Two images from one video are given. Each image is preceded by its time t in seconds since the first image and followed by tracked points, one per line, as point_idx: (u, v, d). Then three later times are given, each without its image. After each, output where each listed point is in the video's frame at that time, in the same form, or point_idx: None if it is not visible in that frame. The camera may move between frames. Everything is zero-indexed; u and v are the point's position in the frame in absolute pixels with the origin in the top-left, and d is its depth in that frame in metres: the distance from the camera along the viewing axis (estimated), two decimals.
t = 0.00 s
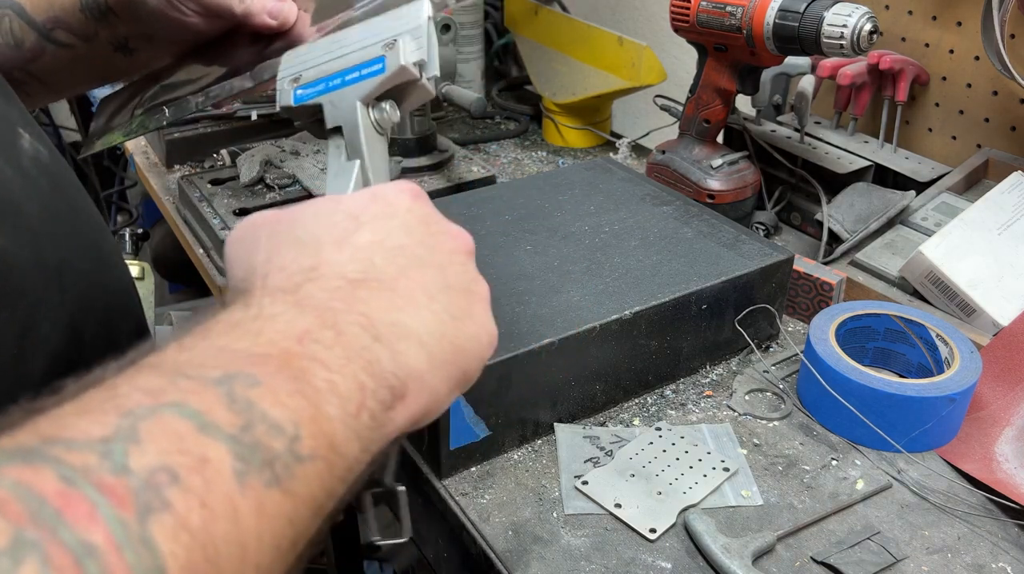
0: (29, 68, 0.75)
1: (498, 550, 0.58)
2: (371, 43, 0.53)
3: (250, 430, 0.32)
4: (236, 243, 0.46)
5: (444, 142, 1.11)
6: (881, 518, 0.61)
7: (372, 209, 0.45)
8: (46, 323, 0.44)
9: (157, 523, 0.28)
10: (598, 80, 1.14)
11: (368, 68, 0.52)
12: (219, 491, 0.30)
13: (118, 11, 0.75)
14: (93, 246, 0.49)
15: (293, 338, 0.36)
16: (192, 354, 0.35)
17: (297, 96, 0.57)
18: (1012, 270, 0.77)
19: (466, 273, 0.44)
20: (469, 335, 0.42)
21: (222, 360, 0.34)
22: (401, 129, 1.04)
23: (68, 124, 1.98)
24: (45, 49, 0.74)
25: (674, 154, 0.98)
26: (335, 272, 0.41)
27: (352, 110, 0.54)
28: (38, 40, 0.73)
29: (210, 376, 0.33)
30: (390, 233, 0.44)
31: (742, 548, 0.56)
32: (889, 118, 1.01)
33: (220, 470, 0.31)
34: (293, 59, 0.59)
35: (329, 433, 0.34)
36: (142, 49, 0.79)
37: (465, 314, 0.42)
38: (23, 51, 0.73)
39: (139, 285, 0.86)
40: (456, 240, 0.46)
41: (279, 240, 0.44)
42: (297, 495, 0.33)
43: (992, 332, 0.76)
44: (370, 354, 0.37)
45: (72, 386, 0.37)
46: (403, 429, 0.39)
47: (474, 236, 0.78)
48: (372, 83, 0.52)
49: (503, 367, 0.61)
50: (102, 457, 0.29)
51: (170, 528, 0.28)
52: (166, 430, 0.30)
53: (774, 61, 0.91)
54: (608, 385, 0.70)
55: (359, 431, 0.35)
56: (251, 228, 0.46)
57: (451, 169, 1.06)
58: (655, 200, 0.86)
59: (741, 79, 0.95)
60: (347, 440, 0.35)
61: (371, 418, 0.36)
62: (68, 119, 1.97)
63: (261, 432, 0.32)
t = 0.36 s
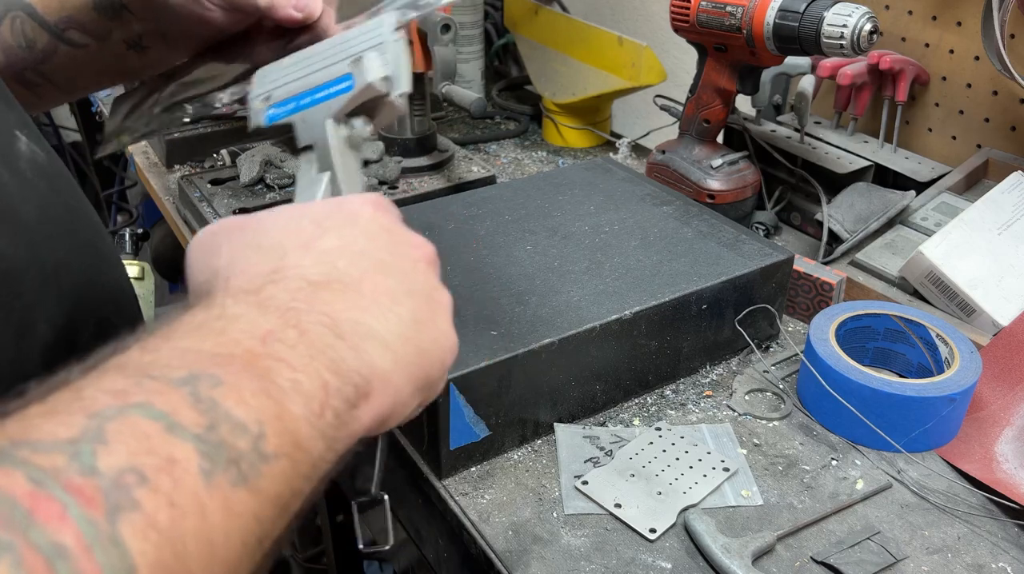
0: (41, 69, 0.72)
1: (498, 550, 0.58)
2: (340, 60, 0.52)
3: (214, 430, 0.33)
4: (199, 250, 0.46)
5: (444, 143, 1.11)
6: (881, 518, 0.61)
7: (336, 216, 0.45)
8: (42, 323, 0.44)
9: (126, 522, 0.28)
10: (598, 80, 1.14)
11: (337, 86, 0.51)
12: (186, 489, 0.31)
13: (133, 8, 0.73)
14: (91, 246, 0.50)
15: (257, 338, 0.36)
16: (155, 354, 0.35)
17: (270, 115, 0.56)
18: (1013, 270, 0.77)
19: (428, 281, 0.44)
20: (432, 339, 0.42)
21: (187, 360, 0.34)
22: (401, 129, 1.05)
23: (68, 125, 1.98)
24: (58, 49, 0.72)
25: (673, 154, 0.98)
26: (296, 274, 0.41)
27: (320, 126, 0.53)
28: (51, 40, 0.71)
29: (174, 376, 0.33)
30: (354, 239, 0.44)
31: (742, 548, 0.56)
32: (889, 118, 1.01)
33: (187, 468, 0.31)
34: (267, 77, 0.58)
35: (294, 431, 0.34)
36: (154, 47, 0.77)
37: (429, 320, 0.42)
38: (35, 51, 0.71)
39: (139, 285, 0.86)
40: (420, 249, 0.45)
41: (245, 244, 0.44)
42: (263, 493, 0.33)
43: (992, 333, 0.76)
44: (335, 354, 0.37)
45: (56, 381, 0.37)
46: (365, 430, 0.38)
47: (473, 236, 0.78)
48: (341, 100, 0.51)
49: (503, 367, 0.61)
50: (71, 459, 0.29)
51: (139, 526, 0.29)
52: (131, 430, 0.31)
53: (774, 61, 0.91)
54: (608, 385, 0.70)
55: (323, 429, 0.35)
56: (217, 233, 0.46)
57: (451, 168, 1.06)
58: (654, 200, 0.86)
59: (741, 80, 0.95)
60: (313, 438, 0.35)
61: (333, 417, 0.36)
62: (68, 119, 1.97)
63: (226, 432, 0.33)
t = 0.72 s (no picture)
0: (60, 69, 0.75)
1: (498, 550, 0.58)
2: (336, 80, 0.53)
3: (212, 449, 0.33)
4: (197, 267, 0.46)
5: (444, 142, 1.11)
6: (881, 518, 0.61)
7: (327, 235, 0.45)
8: (44, 326, 0.44)
9: (131, 539, 0.29)
10: (598, 80, 1.14)
11: (331, 103, 0.52)
12: (187, 506, 0.32)
13: (150, 9, 0.75)
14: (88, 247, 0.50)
15: (250, 360, 0.37)
16: (156, 373, 0.36)
17: (263, 128, 0.56)
18: (1013, 270, 0.77)
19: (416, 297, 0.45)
20: (419, 356, 0.43)
21: (185, 383, 0.35)
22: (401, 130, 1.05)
23: (68, 125, 1.99)
24: (76, 49, 0.75)
25: (673, 154, 0.98)
26: (289, 294, 0.41)
27: (313, 142, 0.53)
28: (70, 41, 0.74)
29: (175, 397, 0.34)
30: (345, 257, 0.44)
31: (742, 548, 0.56)
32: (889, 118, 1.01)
33: (187, 487, 0.32)
34: (263, 93, 0.58)
35: (283, 448, 0.35)
36: (173, 47, 0.78)
37: (415, 337, 0.43)
38: (54, 52, 0.73)
39: (139, 285, 0.86)
40: (409, 266, 0.46)
41: (238, 265, 0.44)
42: (257, 509, 0.34)
43: (992, 333, 0.76)
44: (322, 373, 0.38)
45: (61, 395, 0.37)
46: (352, 446, 0.40)
47: (473, 236, 0.78)
48: (334, 117, 0.52)
49: (503, 367, 0.61)
50: (80, 477, 0.30)
51: (144, 543, 0.30)
52: (137, 449, 0.32)
53: (774, 61, 0.91)
54: (609, 385, 0.70)
55: (311, 449, 0.36)
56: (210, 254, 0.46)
57: (451, 168, 1.06)
58: (654, 200, 0.86)
59: (741, 79, 0.96)
60: (303, 457, 0.36)
61: (321, 435, 0.37)
62: (69, 119, 1.98)
63: (223, 451, 0.34)
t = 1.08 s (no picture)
0: (90, 68, 0.77)
1: (498, 550, 0.58)
2: (331, 101, 0.53)
3: (218, 456, 0.34)
4: (191, 279, 0.46)
5: (444, 142, 1.10)
6: (881, 518, 0.61)
7: (323, 250, 0.45)
8: (48, 324, 0.45)
9: (144, 543, 0.30)
10: (598, 79, 1.14)
11: (327, 124, 0.52)
12: (195, 511, 0.32)
13: (186, 11, 0.76)
14: (94, 247, 0.51)
15: (253, 367, 0.38)
16: (160, 383, 0.37)
17: (262, 148, 0.56)
18: (1013, 270, 0.77)
19: (406, 314, 0.45)
20: (410, 370, 0.43)
21: (191, 389, 0.36)
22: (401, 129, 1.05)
23: (69, 125, 1.99)
24: (107, 50, 0.76)
25: (673, 154, 0.98)
26: (288, 305, 0.42)
27: (310, 163, 0.53)
28: (101, 41, 0.76)
29: (182, 404, 0.35)
30: (340, 273, 0.44)
31: (742, 548, 0.56)
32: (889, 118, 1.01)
33: (196, 492, 0.33)
34: (261, 110, 0.58)
35: (285, 455, 0.36)
36: (206, 46, 0.79)
37: (409, 350, 0.43)
38: (83, 53, 0.75)
39: (139, 285, 0.86)
40: (398, 285, 0.46)
41: (236, 276, 0.44)
42: (260, 513, 0.35)
43: (992, 332, 0.76)
44: (322, 382, 0.39)
45: (66, 405, 0.38)
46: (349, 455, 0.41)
47: (473, 236, 0.78)
48: (329, 139, 0.52)
49: (503, 367, 0.61)
50: (94, 482, 0.31)
51: (156, 547, 0.30)
52: (149, 455, 0.32)
53: (774, 61, 0.91)
54: (609, 385, 0.70)
55: (311, 455, 0.38)
56: (210, 260, 0.46)
57: (451, 168, 1.06)
58: (654, 200, 0.86)
59: (741, 79, 0.95)
60: (302, 463, 0.37)
61: (321, 442, 0.38)
62: (69, 120, 1.98)
63: (229, 457, 0.34)
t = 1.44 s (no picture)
0: (139, 64, 0.74)
1: (498, 550, 0.58)
2: (375, 110, 0.53)
3: (259, 462, 0.35)
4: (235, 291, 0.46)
5: (444, 142, 1.11)
6: (881, 518, 0.61)
7: (354, 259, 0.45)
8: (49, 324, 0.46)
9: (195, 540, 0.31)
10: (598, 80, 1.14)
11: (368, 130, 0.52)
12: (240, 513, 0.33)
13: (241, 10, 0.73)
14: (97, 245, 0.51)
15: (288, 381, 0.38)
16: (210, 392, 0.37)
17: (300, 148, 0.55)
18: (1013, 270, 0.77)
19: (435, 323, 0.45)
20: (437, 376, 0.43)
21: (235, 401, 0.36)
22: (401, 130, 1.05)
23: (68, 125, 2.00)
24: (155, 45, 0.74)
25: (673, 154, 0.98)
26: (318, 320, 0.42)
27: (347, 167, 0.52)
28: (149, 36, 0.73)
29: (226, 412, 0.35)
30: (373, 284, 0.44)
31: (742, 548, 0.56)
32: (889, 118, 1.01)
33: (239, 495, 0.34)
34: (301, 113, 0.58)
35: (320, 462, 0.36)
36: (257, 44, 0.75)
37: (436, 359, 0.44)
38: (131, 48, 0.73)
39: (139, 285, 0.86)
40: (431, 293, 0.46)
41: (273, 286, 0.45)
42: (295, 516, 0.35)
43: (992, 332, 0.76)
44: (350, 395, 0.39)
45: (109, 418, 0.39)
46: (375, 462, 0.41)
47: (473, 236, 0.78)
48: (369, 144, 0.51)
49: (503, 367, 0.61)
50: (149, 485, 0.32)
51: (206, 543, 0.31)
52: (196, 461, 0.33)
53: (774, 61, 0.91)
54: (609, 385, 0.70)
55: (343, 463, 0.38)
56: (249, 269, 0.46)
57: (451, 169, 1.06)
58: (654, 200, 0.86)
59: (741, 79, 0.96)
60: (334, 469, 0.37)
61: (350, 451, 0.38)
62: (68, 119, 1.99)
63: (269, 465, 0.35)
